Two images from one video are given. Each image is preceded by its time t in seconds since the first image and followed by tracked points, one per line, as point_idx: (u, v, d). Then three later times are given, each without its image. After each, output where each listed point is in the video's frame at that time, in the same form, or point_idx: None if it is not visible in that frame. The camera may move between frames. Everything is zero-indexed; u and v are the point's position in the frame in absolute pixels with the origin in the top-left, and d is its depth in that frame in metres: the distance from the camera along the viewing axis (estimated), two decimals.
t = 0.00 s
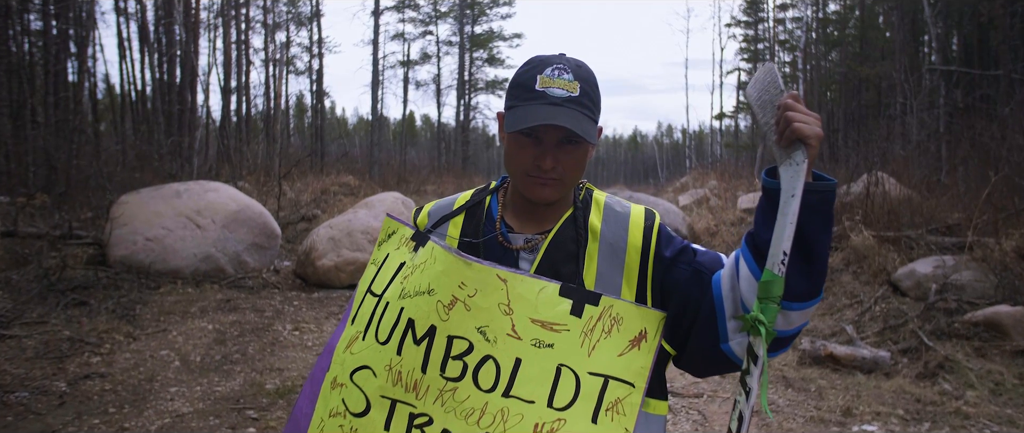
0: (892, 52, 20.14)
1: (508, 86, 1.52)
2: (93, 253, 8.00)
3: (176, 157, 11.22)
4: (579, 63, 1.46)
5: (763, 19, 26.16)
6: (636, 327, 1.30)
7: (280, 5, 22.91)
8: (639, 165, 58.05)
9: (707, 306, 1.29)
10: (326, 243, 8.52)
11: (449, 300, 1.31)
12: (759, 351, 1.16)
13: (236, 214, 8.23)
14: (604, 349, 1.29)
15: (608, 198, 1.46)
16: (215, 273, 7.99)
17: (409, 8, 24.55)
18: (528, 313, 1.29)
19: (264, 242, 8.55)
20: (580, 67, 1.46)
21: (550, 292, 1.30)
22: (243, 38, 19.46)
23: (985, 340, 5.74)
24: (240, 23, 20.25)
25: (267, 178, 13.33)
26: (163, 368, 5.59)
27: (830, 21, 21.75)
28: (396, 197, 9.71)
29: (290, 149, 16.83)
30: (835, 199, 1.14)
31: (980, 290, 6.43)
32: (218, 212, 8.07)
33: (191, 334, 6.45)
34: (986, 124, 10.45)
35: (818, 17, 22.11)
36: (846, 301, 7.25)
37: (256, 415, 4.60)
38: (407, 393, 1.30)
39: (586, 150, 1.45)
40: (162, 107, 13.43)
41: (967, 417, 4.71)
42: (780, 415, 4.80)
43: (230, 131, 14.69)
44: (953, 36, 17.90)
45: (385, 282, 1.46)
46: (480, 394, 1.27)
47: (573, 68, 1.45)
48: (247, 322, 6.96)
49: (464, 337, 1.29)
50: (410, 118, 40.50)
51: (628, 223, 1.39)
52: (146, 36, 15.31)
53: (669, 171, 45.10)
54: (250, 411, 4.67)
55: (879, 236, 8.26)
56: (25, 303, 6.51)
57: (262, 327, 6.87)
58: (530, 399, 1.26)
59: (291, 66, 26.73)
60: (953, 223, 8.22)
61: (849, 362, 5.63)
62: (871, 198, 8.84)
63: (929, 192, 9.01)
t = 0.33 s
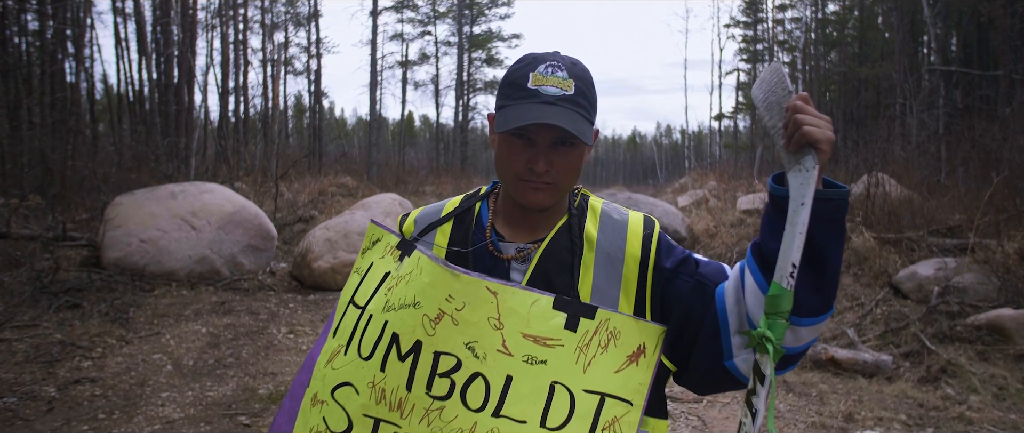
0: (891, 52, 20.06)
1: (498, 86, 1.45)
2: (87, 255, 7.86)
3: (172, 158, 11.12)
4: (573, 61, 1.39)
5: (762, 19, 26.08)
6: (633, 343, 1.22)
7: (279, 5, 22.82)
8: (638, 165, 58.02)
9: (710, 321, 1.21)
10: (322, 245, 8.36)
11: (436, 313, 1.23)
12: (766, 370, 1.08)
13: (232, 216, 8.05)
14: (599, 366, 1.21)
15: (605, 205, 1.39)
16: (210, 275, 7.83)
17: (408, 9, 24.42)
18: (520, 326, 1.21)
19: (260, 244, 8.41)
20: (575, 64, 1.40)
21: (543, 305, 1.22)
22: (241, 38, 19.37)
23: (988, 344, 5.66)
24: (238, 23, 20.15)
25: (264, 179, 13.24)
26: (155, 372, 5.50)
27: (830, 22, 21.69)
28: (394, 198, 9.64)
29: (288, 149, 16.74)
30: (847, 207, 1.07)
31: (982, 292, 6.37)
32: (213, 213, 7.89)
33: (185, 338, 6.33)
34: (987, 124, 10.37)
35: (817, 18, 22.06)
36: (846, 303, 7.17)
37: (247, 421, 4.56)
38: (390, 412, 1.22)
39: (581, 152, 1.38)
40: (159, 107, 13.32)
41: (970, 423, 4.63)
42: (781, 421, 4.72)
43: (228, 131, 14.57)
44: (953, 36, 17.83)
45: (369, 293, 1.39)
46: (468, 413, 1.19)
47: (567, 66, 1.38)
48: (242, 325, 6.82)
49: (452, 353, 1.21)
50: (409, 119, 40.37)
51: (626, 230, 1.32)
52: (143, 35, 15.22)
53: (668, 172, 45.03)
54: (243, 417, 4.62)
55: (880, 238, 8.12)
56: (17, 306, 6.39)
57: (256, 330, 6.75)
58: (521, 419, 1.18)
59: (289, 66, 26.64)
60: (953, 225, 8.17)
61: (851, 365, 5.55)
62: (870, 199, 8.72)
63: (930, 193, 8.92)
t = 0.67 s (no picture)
0: (891, 53, 19.99)
1: (490, 83, 1.38)
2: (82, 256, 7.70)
3: (168, 159, 11.00)
4: (569, 56, 1.32)
5: (761, 20, 26.00)
6: (631, 357, 1.15)
7: (276, 5, 22.70)
8: (637, 166, 57.98)
9: (714, 334, 1.14)
10: (318, 246, 8.17)
11: (422, 326, 1.16)
12: (775, 387, 1.01)
13: (228, 217, 7.77)
14: (596, 380, 1.14)
15: (602, 210, 1.32)
16: (205, 277, 7.55)
17: (406, 9, 24.32)
18: (511, 340, 1.14)
19: (255, 245, 8.08)
20: (571, 60, 1.33)
21: (537, 317, 1.15)
22: (238, 38, 19.25)
23: (990, 347, 5.60)
24: (235, 23, 20.04)
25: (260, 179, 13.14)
26: (146, 377, 5.40)
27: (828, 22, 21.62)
28: (390, 199, 9.54)
29: (286, 150, 16.62)
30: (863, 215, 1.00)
31: (984, 295, 6.29)
32: (208, 214, 7.62)
33: (178, 341, 6.18)
34: (987, 125, 10.30)
35: (816, 18, 21.99)
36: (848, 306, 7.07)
37: (239, 427, 4.50)
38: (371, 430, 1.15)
39: (578, 152, 1.31)
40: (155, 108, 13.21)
41: (973, 427, 4.56)
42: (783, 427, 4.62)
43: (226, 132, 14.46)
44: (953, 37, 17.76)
45: (353, 304, 1.32)
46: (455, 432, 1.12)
47: (563, 61, 1.31)
48: (236, 327, 6.64)
49: (438, 367, 1.14)
50: (407, 119, 40.25)
51: (624, 237, 1.25)
52: (139, 35, 15.10)
53: (666, 173, 45.00)
54: (234, 423, 4.56)
55: (881, 239, 7.95)
56: (8, 309, 6.23)
57: (251, 332, 6.60)
58: None
59: (287, 67, 26.54)
60: (954, 226, 8.09)
61: (851, 368, 5.45)
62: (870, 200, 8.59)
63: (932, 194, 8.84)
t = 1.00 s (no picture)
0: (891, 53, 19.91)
1: (483, 79, 1.31)
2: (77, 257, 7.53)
3: (165, 159, 10.91)
4: (565, 51, 1.26)
5: (761, 20, 25.94)
6: (629, 369, 1.10)
7: (275, 5, 22.63)
8: (636, 166, 57.93)
9: (719, 347, 1.08)
10: (315, 248, 8.07)
11: (408, 337, 1.10)
12: (785, 405, 0.95)
13: (224, 219, 7.64)
14: (592, 395, 1.07)
15: (598, 216, 1.26)
16: (201, 279, 7.40)
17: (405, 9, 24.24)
18: (503, 352, 1.07)
19: (252, 247, 7.91)
20: (568, 55, 1.26)
21: (530, 328, 1.09)
22: (236, 39, 19.17)
23: (994, 350, 5.53)
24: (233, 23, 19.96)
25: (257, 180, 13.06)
26: (140, 380, 5.30)
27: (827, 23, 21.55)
28: (389, 200, 9.46)
29: (284, 150, 16.53)
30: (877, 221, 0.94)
31: (987, 297, 6.22)
32: (204, 216, 7.48)
33: (173, 343, 6.04)
34: (988, 125, 10.23)
35: (815, 19, 21.93)
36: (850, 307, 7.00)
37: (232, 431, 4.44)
38: None
39: (574, 152, 1.25)
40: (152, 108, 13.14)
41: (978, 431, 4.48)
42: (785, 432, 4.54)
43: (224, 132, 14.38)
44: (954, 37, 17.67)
45: (338, 314, 1.26)
46: None
47: (560, 56, 1.25)
48: (232, 329, 6.51)
49: (425, 382, 1.07)
50: (407, 120, 40.19)
51: (623, 244, 1.19)
52: (137, 35, 15.02)
53: (666, 174, 44.98)
54: (227, 427, 4.51)
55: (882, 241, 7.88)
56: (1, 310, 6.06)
57: (247, 334, 6.49)
58: None
59: (286, 67, 26.47)
60: (955, 227, 7.99)
61: (854, 372, 5.38)
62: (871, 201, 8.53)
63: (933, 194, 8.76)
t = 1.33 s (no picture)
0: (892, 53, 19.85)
1: (473, 77, 1.27)
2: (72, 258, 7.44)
3: (163, 160, 10.84)
4: (558, 47, 1.22)
5: (759, 21, 25.87)
6: (627, 382, 1.04)
7: (273, 6, 22.54)
8: (635, 167, 57.86)
9: (719, 358, 1.03)
10: (312, 249, 7.99)
11: (393, 349, 1.05)
12: (790, 421, 0.90)
13: (221, 220, 7.48)
14: (587, 410, 1.02)
15: (594, 222, 1.22)
16: (198, 281, 7.29)
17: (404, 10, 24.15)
18: (492, 365, 1.02)
19: (249, 248, 7.80)
20: (561, 52, 1.22)
21: (520, 339, 1.03)
22: (234, 38, 19.08)
23: (996, 353, 5.47)
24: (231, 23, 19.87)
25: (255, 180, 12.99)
26: (133, 383, 5.22)
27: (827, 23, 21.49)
28: (387, 201, 9.38)
29: (283, 150, 16.45)
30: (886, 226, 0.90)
31: (989, 300, 6.15)
32: (201, 217, 7.34)
33: (168, 345, 5.96)
34: (988, 126, 10.18)
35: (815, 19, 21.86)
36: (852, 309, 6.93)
37: None
38: None
39: (568, 153, 1.21)
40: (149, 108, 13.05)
41: None
42: None
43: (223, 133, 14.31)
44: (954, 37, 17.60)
45: (322, 323, 1.21)
46: None
47: (553, 53, 1.21)
48: (228, 332, 6.42)
49: (411, 395, 1.01)
50: (405, 121, 40.13)
51: (619, 251, 1.15)
52: (133, 35, 14.93)
53: (665, 174, 44.91)
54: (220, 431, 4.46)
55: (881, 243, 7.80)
56: None
57: (243, 337, 6.40)
58: None
59: (285, 68, 26.40)
60: (956, 229, 7.86)
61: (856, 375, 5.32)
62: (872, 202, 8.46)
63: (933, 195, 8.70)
